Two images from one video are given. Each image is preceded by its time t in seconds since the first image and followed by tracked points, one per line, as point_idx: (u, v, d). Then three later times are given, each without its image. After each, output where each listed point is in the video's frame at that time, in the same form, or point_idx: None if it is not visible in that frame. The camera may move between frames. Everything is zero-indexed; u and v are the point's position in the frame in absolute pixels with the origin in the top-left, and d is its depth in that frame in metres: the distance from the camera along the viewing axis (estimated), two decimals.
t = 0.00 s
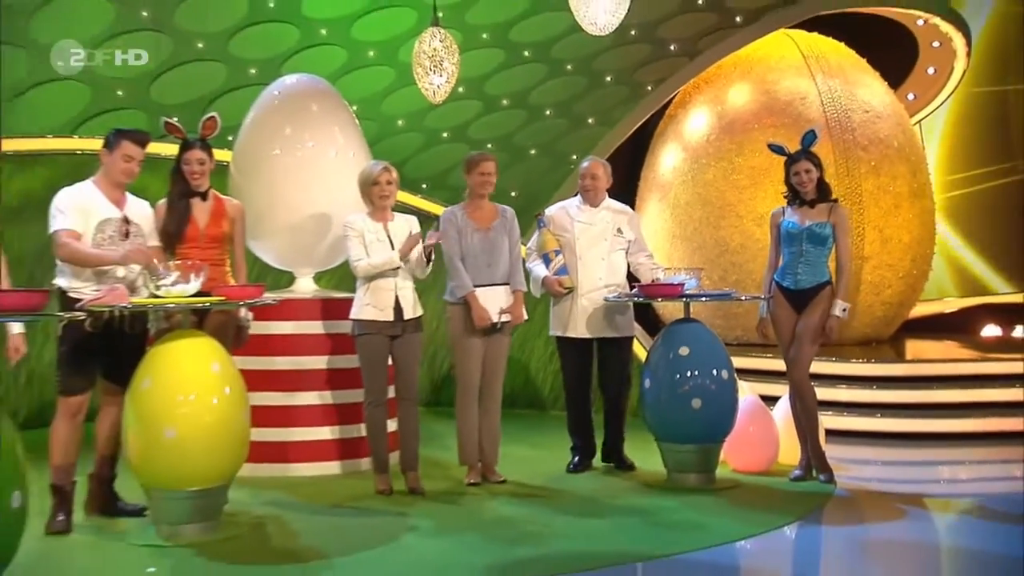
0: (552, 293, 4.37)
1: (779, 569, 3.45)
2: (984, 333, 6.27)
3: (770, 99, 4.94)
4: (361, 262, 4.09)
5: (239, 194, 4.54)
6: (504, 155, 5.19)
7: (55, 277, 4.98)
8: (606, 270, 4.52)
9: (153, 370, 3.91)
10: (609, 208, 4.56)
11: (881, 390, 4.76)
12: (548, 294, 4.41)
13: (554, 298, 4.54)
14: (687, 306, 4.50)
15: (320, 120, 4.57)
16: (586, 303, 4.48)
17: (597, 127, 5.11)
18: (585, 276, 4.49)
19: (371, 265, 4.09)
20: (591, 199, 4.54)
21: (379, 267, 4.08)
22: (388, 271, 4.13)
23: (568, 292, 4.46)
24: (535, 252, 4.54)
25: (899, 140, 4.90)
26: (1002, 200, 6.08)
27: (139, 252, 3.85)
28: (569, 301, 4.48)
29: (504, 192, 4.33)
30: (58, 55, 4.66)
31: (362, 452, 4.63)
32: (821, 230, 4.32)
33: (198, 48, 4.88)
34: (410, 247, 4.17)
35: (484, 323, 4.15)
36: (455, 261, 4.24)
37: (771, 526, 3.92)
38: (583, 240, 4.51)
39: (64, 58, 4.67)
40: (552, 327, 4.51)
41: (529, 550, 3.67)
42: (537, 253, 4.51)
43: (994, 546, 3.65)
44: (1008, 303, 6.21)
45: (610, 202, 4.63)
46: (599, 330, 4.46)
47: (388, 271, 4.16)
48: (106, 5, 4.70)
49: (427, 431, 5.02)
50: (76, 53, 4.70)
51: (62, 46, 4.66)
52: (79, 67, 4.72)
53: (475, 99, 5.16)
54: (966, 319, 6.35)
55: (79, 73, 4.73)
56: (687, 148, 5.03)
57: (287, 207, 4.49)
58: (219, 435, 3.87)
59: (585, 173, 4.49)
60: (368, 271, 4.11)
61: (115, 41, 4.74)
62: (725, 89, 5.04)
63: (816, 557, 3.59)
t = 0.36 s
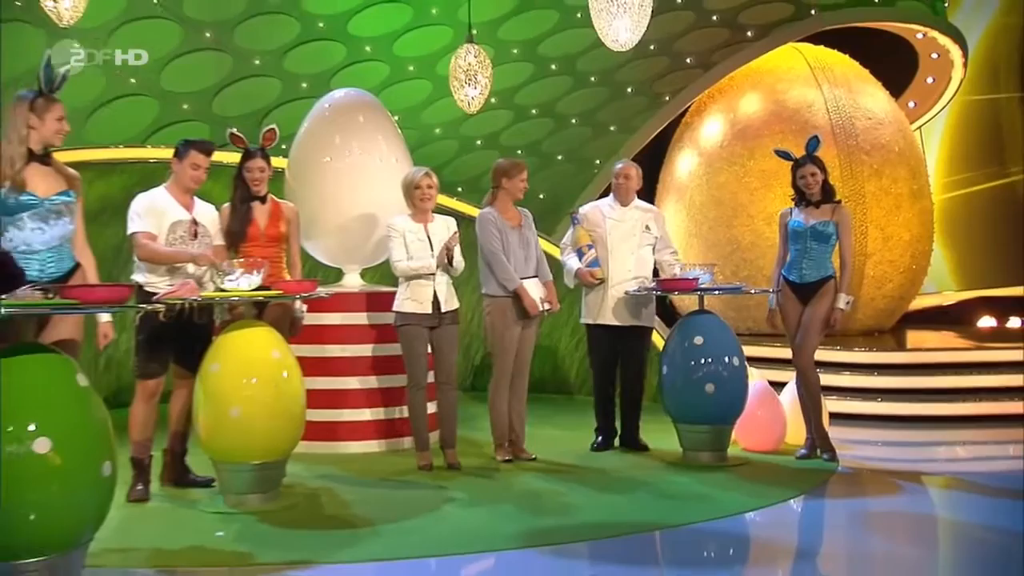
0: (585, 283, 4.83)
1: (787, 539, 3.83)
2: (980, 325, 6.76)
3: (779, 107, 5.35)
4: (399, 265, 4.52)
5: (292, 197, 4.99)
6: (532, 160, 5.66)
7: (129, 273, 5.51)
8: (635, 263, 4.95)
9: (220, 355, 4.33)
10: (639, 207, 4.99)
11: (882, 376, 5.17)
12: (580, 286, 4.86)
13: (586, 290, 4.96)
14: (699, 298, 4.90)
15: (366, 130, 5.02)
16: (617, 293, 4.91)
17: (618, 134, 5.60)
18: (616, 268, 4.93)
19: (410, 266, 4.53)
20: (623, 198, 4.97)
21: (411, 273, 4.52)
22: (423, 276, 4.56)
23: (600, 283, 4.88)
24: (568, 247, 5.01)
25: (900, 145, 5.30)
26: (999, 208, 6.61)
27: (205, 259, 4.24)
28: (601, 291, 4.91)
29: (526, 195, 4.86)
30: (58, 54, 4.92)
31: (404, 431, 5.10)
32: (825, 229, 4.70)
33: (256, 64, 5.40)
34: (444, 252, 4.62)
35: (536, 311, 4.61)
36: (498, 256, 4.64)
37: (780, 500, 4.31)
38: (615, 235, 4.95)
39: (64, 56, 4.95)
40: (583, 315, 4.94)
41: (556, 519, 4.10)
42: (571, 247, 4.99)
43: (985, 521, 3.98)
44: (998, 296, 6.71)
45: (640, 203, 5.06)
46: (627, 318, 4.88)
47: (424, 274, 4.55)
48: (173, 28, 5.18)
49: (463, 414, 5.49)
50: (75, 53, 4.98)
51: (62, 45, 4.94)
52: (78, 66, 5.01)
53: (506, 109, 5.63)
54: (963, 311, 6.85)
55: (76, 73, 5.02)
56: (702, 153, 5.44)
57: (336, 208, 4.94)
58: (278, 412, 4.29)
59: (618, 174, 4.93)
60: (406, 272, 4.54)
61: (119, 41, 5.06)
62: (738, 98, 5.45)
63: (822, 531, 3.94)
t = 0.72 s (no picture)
0: (611, 282, 5.26)
1: (791, 518, 4.23)
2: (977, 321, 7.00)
3: (787, 118, 5.75)
4: (435, 265, 4.94)
5: (336, 204, 5.45)
6: (555, 169, 6.18)
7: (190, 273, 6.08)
8: (658, 266, 5.34)
9: (272, 349, 4.76)
10: (664, 214, 5.39)
11: (882, 368, 5.56)
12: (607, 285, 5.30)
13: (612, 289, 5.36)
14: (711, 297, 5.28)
15: (404, 142, 5.47)
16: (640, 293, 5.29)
17: (637, 144, 6.07)
18: (640, 269, 5.31)
19: (447, 267, 4.95)
20: (650, 206, 5.36)
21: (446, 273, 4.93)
22: (457, 276, 4.98)
23: (624, 282, 5.29)
24: (597, 249, 5.49)
25: (902, 153, 5.67)
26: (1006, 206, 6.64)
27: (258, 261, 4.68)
28: (625, 290, 5.30)
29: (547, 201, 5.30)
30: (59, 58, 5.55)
31: (439, 419, 5.55)
32: (828, 232, 5.06)
33: (304, 81, 6.15)
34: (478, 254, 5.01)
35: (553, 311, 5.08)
36: (523, 259, 5.06)
37: (784, 483, 4.70)
38: (641, 239, 5.33)
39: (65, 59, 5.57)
40: (608, 311, 5.34)
41: (575, 499, 4.52)
42: (600, 249, 5.47)
43: (973, 504, 4.34)
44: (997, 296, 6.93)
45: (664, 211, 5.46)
46: (648, 316, 5.28)
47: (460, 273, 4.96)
48: (229, 50, 5.93)
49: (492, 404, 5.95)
50: (76, 53, 5.59)
51: (63, 46, 5.57)
52: (78, 66, 5.62)
53: (533, 120, 6.18)
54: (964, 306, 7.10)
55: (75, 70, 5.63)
56: (715, 161, 5.83)
57: (376, 214, 5.39)
58: (326, 400, 4.72)
59: (647, 184, 5.31)
60: (443, 272, 4.96)
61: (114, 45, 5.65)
62: (749, 110, 5.85)
63: (824, 510, 4.34)
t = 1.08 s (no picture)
0: (631, 285, 5.52)
1: (800, 508, 4.50)
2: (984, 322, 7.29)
3: (800, 128, 6.10)
4: (473, 267, 5.23)
5: (372, 209, 5.81)
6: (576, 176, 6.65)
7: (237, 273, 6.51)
8: (674, 269, 5.64)
9: (312, 345, 5.10)
10: (682, 220, 5.70)
11: (888, 366, 5.90)
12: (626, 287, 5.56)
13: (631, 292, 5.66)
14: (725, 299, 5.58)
15: (435, 152, 5.82)
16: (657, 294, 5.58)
17: (656, 152, 6.58)
18: (657, 272, 5.61)
19: (483, 266, 5.23)
20: (667, 213, 5.67)
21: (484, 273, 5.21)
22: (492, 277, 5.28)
23: (643, 285, 5.56)
24: (618, 252, 5.72)
25: (910, 161, 6.01)
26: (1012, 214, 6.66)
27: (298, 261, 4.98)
28: (643, 292, 5.59)
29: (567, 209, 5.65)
30: (60, 56, 5.24)
31: (468, 411, 5.91)
32: (837, 237, 5.33)
33: (344, 94, 6.62)
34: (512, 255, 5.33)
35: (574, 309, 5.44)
36: (543, 261, 5.41)
37: (793, 475, 4.97)
38: (658, 244, 5.64)
39: (66, 58, 5.27)
40: (628, 311, 5.62)
41: (595, 487, 4.83)
42: (620, 253, 5.68)
43: (976, 496, 4.58)
44: (1002, 297, 7.20)
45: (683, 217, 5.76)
46: (665, 316, 5.58)
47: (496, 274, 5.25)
48: (274, 65, 6.38)
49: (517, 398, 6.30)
50: (76, 53, 5.35)
51: (67, 47, 5.27)
52: (79, 66, 5.37)
53: (558, 130, 6.63)
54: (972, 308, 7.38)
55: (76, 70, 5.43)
56: (731, 168, 6.19)
57: (409, 220, 5.75)
58: (363, 391, 5.09)
59: (664, 192, 5.63)
60: (479, 272, 5.25)
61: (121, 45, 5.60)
62: (763, 120, 6.21)
63: (831, 500, 4.61)
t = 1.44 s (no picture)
0: (647, 287, 5.74)
1: (810, 502, 4.59)
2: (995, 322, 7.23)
3: (814, 134, 6.57)
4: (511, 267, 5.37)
5: (400, 212, 6.09)
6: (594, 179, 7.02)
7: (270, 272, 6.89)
8: (690, 271, 5.83)
9: (341, 341, 5.36)
10: (696, 222, 5.88)
11: (900, 365, 6.15)
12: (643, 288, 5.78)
13: (647, 293, 5.86)
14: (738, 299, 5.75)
15: (460, 157, 6.06)
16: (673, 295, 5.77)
17: (674, 157, 6.91)
18: (673, 273, 5.80)
19: (519, 268, 5.37)
20: (681, 216, 5.86)
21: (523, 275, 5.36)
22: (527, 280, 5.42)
23: (659, 286, 5.77)
24: (634, 255, 5.99)
25: (921, 166, 6.42)
26: (1011, 215, 6.34)
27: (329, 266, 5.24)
28: (659, 293, 5.80)
29: (587, 213, 5.88)
30: (59, 56, 5.07)
31: (489, 406, 6.16)
32: (847, 238, 5.49)
33: (373, 101, 6.97)
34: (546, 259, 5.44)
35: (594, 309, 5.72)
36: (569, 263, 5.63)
37: (804, 469, 5.12)
38: (674, 246, 5.83)
39: (66, 58, 5.11)
40: (645, 311, 5.84)
41: (612, 478, 5.01)
42: (636, 256, 5.95)
43: (986, 491, 4.68)
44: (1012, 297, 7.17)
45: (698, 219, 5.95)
46: (681, 316, 5.77)
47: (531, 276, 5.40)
48: (308, 75, 6.69)
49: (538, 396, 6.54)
50: (76, 53, 5.16)
51: (64, 47, 5.08)
52: (78, 65, 5.20)
53: (578, 136, 6.98)
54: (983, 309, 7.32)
55: (76, 72, 5.25)
56: (748, 172, 6.71)
57: (434, 222, 5.99)
58: (388, 387, 5.33)
59: (677, 196, 5.83)
60: (516, 273, 5.39)
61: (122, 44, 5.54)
62: (779, 126, 6.70)
63: (843, 496, 4.70)
